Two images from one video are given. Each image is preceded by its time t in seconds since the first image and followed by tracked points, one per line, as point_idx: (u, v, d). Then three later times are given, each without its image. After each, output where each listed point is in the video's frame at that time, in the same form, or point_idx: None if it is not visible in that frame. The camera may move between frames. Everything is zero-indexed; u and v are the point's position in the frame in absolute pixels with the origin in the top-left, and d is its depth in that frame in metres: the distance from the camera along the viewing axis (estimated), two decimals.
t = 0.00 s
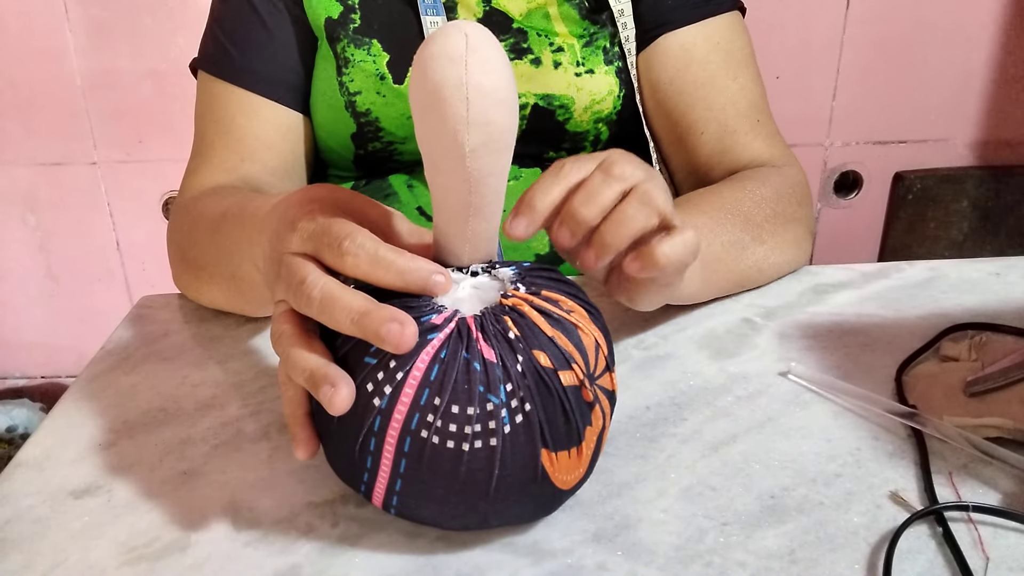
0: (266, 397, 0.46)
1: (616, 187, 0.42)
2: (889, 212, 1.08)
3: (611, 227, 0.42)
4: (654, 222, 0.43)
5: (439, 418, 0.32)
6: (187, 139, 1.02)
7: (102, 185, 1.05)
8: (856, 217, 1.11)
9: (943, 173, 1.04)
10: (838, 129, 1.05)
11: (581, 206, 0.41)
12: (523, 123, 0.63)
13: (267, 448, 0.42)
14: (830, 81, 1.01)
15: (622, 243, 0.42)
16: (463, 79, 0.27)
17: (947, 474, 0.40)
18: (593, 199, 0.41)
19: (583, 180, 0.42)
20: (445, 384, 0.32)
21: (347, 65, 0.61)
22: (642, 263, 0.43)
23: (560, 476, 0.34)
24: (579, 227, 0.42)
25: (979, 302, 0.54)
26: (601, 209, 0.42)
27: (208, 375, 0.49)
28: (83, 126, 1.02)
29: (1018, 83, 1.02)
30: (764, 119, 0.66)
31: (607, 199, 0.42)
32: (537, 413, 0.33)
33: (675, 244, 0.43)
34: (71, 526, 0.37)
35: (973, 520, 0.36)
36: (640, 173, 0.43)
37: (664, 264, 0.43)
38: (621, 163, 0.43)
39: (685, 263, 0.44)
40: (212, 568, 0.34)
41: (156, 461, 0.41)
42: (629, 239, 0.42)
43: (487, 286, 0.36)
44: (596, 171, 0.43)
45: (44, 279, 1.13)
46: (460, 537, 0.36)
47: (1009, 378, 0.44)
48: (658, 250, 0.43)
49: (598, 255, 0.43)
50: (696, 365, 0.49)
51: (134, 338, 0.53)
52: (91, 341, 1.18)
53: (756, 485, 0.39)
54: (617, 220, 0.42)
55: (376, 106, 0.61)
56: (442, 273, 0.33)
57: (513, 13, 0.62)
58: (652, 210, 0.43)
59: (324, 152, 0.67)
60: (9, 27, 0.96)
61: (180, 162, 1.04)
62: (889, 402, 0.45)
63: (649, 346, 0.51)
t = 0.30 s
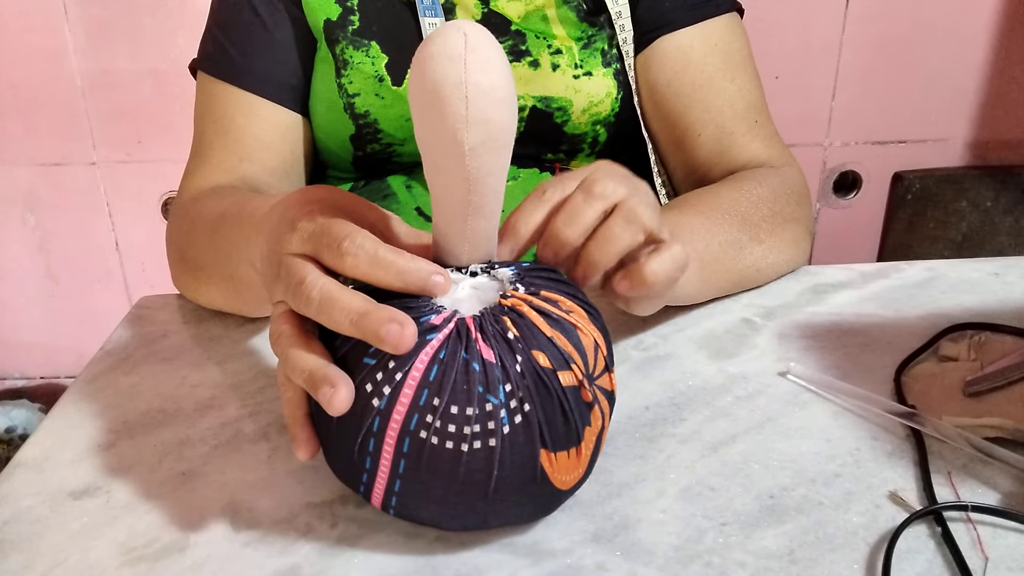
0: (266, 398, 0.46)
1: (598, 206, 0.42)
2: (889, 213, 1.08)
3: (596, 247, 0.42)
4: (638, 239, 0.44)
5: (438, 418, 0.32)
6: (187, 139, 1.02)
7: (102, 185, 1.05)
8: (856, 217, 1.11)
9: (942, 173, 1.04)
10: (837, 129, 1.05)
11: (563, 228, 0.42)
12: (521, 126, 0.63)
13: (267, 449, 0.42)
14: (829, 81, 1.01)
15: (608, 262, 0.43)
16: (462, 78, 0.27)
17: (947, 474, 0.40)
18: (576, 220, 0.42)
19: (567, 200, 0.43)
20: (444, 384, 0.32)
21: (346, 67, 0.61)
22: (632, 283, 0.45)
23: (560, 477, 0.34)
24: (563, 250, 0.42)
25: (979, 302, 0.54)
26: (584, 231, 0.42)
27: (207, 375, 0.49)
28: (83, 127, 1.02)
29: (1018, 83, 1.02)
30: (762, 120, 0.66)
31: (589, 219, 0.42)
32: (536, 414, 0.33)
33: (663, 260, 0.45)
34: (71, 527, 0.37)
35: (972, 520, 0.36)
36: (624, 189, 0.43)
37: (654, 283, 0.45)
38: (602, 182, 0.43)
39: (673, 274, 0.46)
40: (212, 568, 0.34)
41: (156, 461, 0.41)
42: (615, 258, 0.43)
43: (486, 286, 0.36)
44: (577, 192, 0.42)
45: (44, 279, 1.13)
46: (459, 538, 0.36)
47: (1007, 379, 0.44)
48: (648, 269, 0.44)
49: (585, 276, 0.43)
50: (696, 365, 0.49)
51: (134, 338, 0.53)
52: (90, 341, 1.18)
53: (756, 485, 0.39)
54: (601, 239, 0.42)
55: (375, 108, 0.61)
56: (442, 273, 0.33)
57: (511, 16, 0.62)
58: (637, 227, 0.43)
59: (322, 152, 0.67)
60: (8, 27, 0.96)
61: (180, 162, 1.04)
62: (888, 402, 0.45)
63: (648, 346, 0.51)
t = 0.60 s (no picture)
0: (266, 398, 0.46)
1: (579, 198, 0.43)
2: (889, 211, 1.07)
3: (594, 235, 0.42)
4: (632, 215, 0.44)
5: (438, 418, 0.32)
6: (187, 139, 1.02)
7: (102, 185, 1.05)
8: (856, 217, 1.11)
9: (942, 173, 1.04)
10: (837, 129, 1.05)
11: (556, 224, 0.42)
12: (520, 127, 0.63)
13: (266, 449, 0.42)
14: (829, 81, 1.02)
15: (610, 245, 0.42)
16: (486, 84, 0.27)
17: (946, 474, 0.40)
18: (565, 214, 0.42)
19: (549, 201, 0.43)
20: (444, 384, 0.32)
21: (345, 68, 0.61)
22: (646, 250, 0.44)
23: (559, 477, 0.34)
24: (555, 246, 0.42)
25: (978, 302, 0.54)
26: (575, 223, 0.42)
27: (207, 375, 0.49)
28: (82, 127, 1.02)
29: (1017, 84, 1.03)
30: (760, 120, 0.66)
31: (574, 212, 0.42)
32: (536, 413, 0.33)
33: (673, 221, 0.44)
34: (70, 527, 0.37)
35: (972, 520, 0.36)
36: (598, 177, 0.45)
37: (667, 244, 0.44)
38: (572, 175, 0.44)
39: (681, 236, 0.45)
40: (212, 568, 0.34)
41: (156, 461, 0.41)
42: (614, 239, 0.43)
43: (486, 286, 0.36)
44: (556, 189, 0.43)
45: (44, 279, 1.13)
46: (458, 538, 0.36)
47: (1007, 378, 0.44)
48: (658, 229, 0.44)
49: (592, 267, 0.42)
50: (695, 365, 0.49)
51: (134, 338, 0.53)
52: (90, 341, 1.18)
53: (756, 484, 0.39)
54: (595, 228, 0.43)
55: (375, 109, 0.61)
56: (436, 271, 0.33)
57: (511, 17, 0.62)
58: (626, 205, 0.43)
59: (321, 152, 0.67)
60: (8, 26, 0.96)
61: (180, 162, 1.04)
62: (888, 402, 0.45)
63: (648, 346, 0.51)
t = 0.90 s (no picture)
0: (266, 398, 0.46)
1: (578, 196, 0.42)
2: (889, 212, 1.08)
3: (591, 238, 0.43)
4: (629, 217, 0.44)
5: (438, 418, 0.32)
6: (187, 139, 1.02)
7: (102, 185, 1.05)
8: (856, 217, 1.11)
9: (942, 173, 1.04)
10: (837, 129, 1.05)
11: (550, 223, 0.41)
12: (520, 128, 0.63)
13: (267, 448, 0.42)
14: (829, 81, 1.02)
15: (607, 250, 0.42)
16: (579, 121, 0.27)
17: (947, 474, 0.40)
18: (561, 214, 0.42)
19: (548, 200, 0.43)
20: (445, 384, 0.32)
21: (346, 69, 0.61)
22: (644, 249, 0.44)
23: (560, 477, 0.34)
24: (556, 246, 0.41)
25: (979, 302, 0.54)
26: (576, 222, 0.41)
27: (208, 375, 0.49)
28: (83, 127, 1.02)
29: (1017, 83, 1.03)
30: (760, 121, 0.66)
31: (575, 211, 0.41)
32: (537, 413, 0.33)
33: (672, 219, 0.44)
34: (70, 527, 0.37)
35: (973, 520, 0.36)
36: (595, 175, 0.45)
37: (667, 241, 0.44)
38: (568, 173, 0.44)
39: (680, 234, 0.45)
40: (212, 568, 0.34)
41: (156, 461, 0.41)
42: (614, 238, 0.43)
43: (486, 286, 0.36)
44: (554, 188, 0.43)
45: (44, 279, 1.13)
46: (459, 538, 0.36)
47: (1009, 378, 0.43)
48: (658, 227, 0.44)
49: (590, 272, 0.43)
50: (696, 365, 0.49)
51: (134, 338, 0.53)
52: (91, 340, 1.18)
53: (756, 485, 0.39)
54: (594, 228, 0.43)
55: (375, 110, 0.61)
56: (437, 265, 0.33)
57: (510, 17, 0.61)
58: (624, 208, 0.44)
59: (321, 153, 0.67)
60: (8, 26, 0.96)
61: (180, 162, 1.04)
62: (888, 403, 0.45)
63: (648, 346, 0.51)
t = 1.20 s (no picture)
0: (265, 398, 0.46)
1: (577, 198, 0.43)
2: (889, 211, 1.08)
3: (591, 240, 0.42)
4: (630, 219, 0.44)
5: (438, 418, 0.32)
6: (186, 138, 1.02)
7: (101, 185, 1.05)
8: (855, 217, 1.11)
9: (941, 173, 1.04)
10: (837, 128, 1.05)
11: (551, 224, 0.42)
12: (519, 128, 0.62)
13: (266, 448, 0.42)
14: (829, 81, 1.02)
15: (607, 252, 0.42)
16: (505, 84, 0.26)
17: (946, 474, 0.40)
18: (563, 215, 0.42)
19: (548, 202, 0.43)
20: (444, 384, 0.32)
21: (344, 69, 0.60)
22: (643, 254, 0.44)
23: (559, 477, 0.34)
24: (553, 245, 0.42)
25: (978, 302, 0.54)
26: (575, 223, 0.42)
27: (207, 375, 0.49)
28: (82, 126, 1.02)
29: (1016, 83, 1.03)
30: (759, 122, 0.66)
31: (573, 212, 0.42)
32: (536, 413, 0.33)
33: (670, 224, 0.44)
34: (69, 527, 0.37)
35: (972, 520, 0.36)
36: (596, 178, 0.45)
37: (665, 247, 0.44)
38: (570, 174, 0.45)
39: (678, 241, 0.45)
40: (211, 569, 0.34)
41: (155, 461, 0.41)
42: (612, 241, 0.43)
43: (486, 286, 0.36)
44: (555, 189, 0.43)
45: (43, 280, 1.13)
46: (458, 538, 0.36)
47: (1007, 378, 0.44)
48: (657, 234, 0.43)
49: (588, 273, 0.42)
50: (695, 365, 0.49)
51: (133, 338, 0.53)
52: (90, 340, 1.18)
53: (755, 484, 0.39)
54: (592, 229, 0.43)
55: (374, 111, 0.60)
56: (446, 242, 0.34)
57: (511, 18, 0.62)
58: (624, 210, 0.43)
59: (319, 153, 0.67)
60: (7, 26, 0.96)
61: (179, 162, 1.04)
62: (888, 402, 0.45)
63: (647, 346, 0.51)
